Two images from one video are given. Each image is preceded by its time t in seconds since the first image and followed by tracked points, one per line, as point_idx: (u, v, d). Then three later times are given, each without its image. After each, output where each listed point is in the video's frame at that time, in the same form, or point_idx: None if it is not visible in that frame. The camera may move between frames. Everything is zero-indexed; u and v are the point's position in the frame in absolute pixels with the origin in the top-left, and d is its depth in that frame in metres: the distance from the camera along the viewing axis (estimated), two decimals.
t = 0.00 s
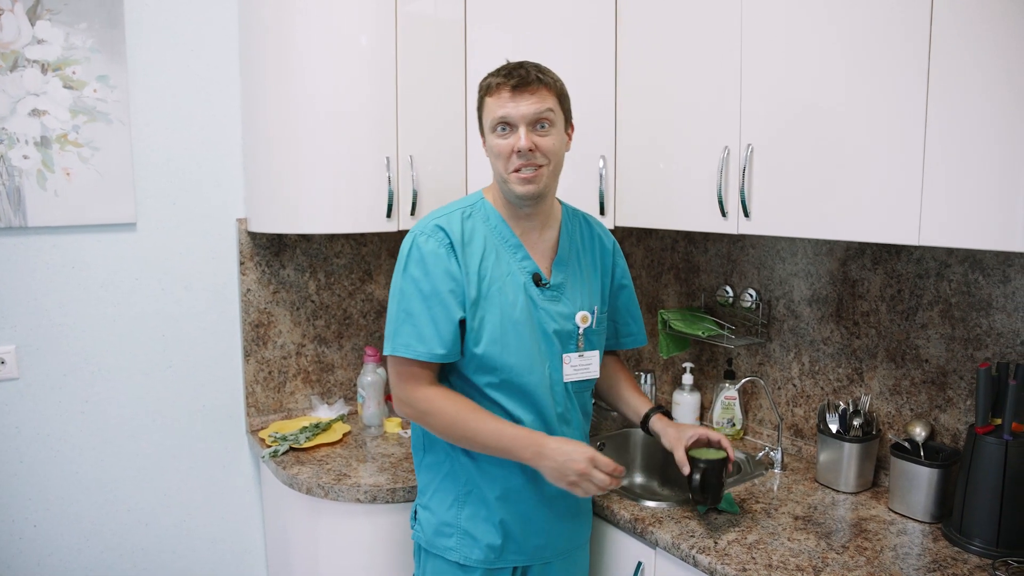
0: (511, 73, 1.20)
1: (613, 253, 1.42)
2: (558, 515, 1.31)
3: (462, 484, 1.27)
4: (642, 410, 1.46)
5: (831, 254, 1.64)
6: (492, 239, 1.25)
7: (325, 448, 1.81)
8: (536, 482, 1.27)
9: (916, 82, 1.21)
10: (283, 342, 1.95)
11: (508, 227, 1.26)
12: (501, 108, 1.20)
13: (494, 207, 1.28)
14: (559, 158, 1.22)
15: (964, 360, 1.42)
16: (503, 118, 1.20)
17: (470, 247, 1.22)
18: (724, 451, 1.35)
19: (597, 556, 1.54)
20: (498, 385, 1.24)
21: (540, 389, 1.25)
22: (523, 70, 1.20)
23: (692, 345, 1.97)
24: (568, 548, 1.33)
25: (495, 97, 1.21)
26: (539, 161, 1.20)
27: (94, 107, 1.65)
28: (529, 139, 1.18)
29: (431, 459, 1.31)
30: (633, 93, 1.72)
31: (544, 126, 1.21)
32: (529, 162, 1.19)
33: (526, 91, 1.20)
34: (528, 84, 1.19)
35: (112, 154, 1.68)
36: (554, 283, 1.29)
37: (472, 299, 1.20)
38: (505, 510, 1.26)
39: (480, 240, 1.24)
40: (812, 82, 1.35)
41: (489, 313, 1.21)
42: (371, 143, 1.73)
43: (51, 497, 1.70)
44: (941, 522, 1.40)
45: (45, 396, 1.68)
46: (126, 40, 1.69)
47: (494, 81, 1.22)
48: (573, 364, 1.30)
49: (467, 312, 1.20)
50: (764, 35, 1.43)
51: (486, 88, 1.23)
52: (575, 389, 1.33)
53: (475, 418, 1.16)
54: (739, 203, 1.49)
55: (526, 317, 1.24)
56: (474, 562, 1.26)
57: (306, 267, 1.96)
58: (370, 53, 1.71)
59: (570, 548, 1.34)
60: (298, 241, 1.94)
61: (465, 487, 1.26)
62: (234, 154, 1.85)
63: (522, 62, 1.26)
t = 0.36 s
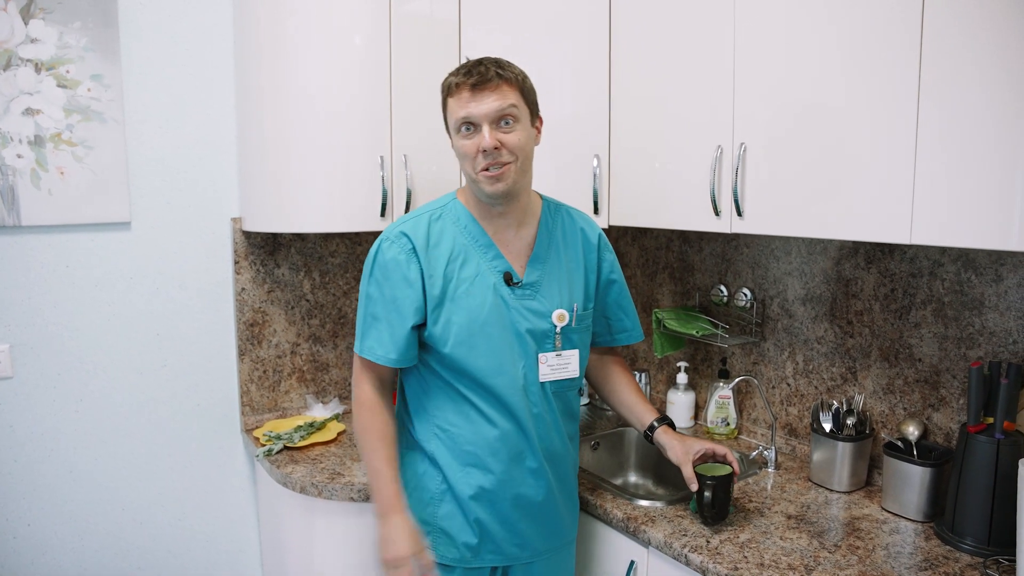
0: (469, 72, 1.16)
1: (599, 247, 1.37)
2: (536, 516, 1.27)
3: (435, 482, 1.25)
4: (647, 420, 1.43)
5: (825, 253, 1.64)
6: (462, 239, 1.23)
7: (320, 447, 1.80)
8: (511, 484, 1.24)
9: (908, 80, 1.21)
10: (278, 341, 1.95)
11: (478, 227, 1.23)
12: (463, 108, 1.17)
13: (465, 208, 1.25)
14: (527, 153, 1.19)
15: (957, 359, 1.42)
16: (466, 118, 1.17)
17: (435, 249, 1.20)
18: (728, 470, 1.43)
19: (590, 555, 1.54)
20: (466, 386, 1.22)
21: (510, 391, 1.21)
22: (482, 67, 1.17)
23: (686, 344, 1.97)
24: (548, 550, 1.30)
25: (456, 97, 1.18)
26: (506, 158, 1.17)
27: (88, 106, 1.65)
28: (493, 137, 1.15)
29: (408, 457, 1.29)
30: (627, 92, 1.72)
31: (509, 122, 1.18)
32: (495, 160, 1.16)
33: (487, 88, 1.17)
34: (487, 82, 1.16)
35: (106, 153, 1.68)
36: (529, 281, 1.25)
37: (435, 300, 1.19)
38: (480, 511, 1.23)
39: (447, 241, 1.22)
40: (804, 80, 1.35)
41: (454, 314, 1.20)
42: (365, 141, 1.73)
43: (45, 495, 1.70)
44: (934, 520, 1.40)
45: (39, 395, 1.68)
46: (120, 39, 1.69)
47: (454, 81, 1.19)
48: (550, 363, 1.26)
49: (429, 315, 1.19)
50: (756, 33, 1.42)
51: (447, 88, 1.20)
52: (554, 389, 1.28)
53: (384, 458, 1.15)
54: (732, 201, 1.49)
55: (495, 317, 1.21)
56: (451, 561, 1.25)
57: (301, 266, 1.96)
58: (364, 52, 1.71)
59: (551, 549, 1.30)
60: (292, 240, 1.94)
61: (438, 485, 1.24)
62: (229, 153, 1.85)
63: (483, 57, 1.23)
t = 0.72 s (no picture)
0: (443, 66, 1.19)
1: (582, 243, 1.36)
2: (509, 516, 1.26)
3: (407, 477, 1.26)
4: (642, 424, 1.41)
5: (818, 251, 1.65)
6: (438, 236, 1.24)
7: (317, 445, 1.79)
8: (482, 482, 1.23)
9: (898, 79, 1.21)
10: (274, 340, 1.96)
11: (453, 223, 1.24)
12: (438, 102, 1.18)
13: (441, 206, 1.26)
14: (502, 146, 1.20)
15: (948, 357, 1.43)
16: (441, 112, 1.18)
17: (406, 246, 1.22)
18: (726, 470, 1.41)
19: (583, 552, 1.54)
20: (437, 381, 1.23)
21: (480, 386, 1.21)
22: (455, 61, 1.19)
23: (681, 343, 1.97)
24: (522, 552, 1.29)
25: (431, 92, 1.20)
26: (480, 151, 1.18)
27: (85, 106, 1.66)
28: (468, 130, 1.16)
29: (385, 453, 1.32)
30: (622, 91, 1.73)
31: (484, 115, 1.19)
32: (470, 153, 1.17)
33: (461, 81, 1.18)
34: (461, 75, 1.18)
35: (103, 153, 1.69)
36: (505, 277, 1.24)
37: (406, 296, 1.21)
38: (451, 509, 1.23)
39: (420, 238, 1.24)
40: (796, 78, 1.36)
41: (424, 310, 1.21)
42: (360, 140, 1.74)
43: (43, 493, 1.71)
44: (925, 518, 1.40)
45: (37, 393, 1.69)
46: (116, 39, 1.70)
47: (429, 76, 1.21)
48: (526, 361, 1.24)
49: (398, 311, 1.22)
50: (749, 32, 1.43)
51: (422, 84, 1.22)
52: (531, 387, 1.26)
53: (315, 442, 1.31)
54: (725, 200, 1.50)
55: (466, 312, 1.21)
56: (423, 559, 1.24)
57: (297, 265, 1.96)
58: (359, 52, 1.71)
59: (527, 551, 1.29)
60: (289, 239, 1.95)
61: (410, 480, 1.26)
62: (226, 153, 1.86)
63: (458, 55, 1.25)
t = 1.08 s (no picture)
0: (428, 64, 1.19)
1: (570, 240, 1.37)
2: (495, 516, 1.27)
3: (392, 476, 1.27)
4: (635, 432, 1.42)
5: (813, 250, 1.65)
6: (425, 233, 1.25)
7: (313, 442, 1.79)
8: (467, 481, 1.24)
9: (889, 77, 1.21)
10: (271, 338, 1.96)
11: (439, 219, 1.25)
12: (424, 102, 1.19)
13: (428, 203, 1.27)
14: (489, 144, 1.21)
15: (942, 355, 1.43)
16: (428, 112, 1.19)
17: (393, 242, 1.23)
18: (721, 473, 1.40)
19: (577, 550, 1.54)
20: (423, 378, 1.23)
21: (466, 382, 1.22)
22: (440, 60, 1.19)
23: (677, 342, 1.97)
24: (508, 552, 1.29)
25: (417, 90, 1.20)
26: (469, 150, 1.19)
27: (82, 105, 1.67)
28: (456, 130, 1.17)
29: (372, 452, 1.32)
30: (617, 90, 1.73)
31: (470, 114, 1.20)
32: (458, 152, 1.18)
33: (447, 80, 1.19)
34: (447, 74, 1.18)
35: (100, 152, 1.70)
36: (492, 271, 1.24)
37: (392, 294, 1.22)
38: (435, 509, 1.24)
39: (407, 234, 1.24)
40: (790, 77, 1.36)
41: (410, 305, 1.22)
42: (356, 139, 1.74)
43: (41, 490, 1.72)
44: (918, 516, 1.40)
45: (35, 391, 1.70)
46: (114, 39, 1.70)
47: (413, 74, 1.21)
48: (513, 355, 1.25)
49: (384, 307, 1.22)
50: (742, 31, 1.43)
51: (407, 82, 1.22)
52: (518, 383, 1.26)
53: (333, 452, 1.28)
54: (718, 199, 1.50)
55: (453, 308, 1.21)
56: (407, 559, 1.26)
57: (294, 263, 1.97)
58: (355, 51, 1.72)
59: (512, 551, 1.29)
60: (286, 238, 1.95)
61: (395, 480, 1.26)
62: (223, 152, 1.86)
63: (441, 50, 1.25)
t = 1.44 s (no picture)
0: (431, 59, 1.18)
1: (562, 241, 1.37)
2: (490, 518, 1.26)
3: (387, 480, 1.26)
4: (627, 432, 1.42)
5: (808, 248, 1.64)
6: (419, 233, 1.24)
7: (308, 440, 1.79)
8: (463, 484, 1.24)
9: (881, 74, 1.20)
10: (267, 336, 1.97)
11: (434, 219, 1.25)
12: (424, 96, 1.18)
13: (422, 202, 1.26)
14: (487, 144, 1.20)
15: (936, 354, 1.42)
16: (426, 106, 1.18)
17: (387, 243, 1.22)
18: (713, 472, 1.40)
19: (570, 550, 1.54)
20: (419, 381, 1.23)
21: (463, 384, 1.22)
22: (444, 55, 1.18)
23: (674, 341, 1.97)
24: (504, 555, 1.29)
25: (417, 84, 1.19)
26: (466, 147, 1.18)
27: (77, 104, 1.68)
28: (454, 126, 1.16)
29: (365, 456, 1.31)
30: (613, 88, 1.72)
31: (469, 112, 1.19)
32: (455, 149, 1.17)
33: (449, 76, 1.18)
34: (449, 70, 1.17)
35: (96, 150, 1.71)
36: (487, 273, 1.24)
37: (386, 295, 1.21)
38: (432, 513, 1.23)
39: (401, 235, 1.23)
40: (783, 74, 1.35)
41: (407, 307, 1.21)
42: (351, 138, 1.74)
43: (37, 487, 1.73)
44: (912, 516, 1.39)
45: (32, 389, 1.71)
46: (109, 38, 1.71)
47: (415, 67, 1.20)
48: (509, 358, 1.25)
49: (380, 309, 1.21)
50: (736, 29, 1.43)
51: (408, 75, 1.21)
52: (514, 384, 1.27)
53: (317, 457, 1.29)
54: (712, 198, 1.50)
55: (449, 309, 1.21)
56: (402, 563, 1.25)
57: (290, 262, 1.97)
58: (350, 50, 1.72)
59: (508, 553, 1.29)
60: (282, 237, 1.95)
61: (390, 483, 1.26)
62: (218, 151, 1.87)
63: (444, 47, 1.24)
